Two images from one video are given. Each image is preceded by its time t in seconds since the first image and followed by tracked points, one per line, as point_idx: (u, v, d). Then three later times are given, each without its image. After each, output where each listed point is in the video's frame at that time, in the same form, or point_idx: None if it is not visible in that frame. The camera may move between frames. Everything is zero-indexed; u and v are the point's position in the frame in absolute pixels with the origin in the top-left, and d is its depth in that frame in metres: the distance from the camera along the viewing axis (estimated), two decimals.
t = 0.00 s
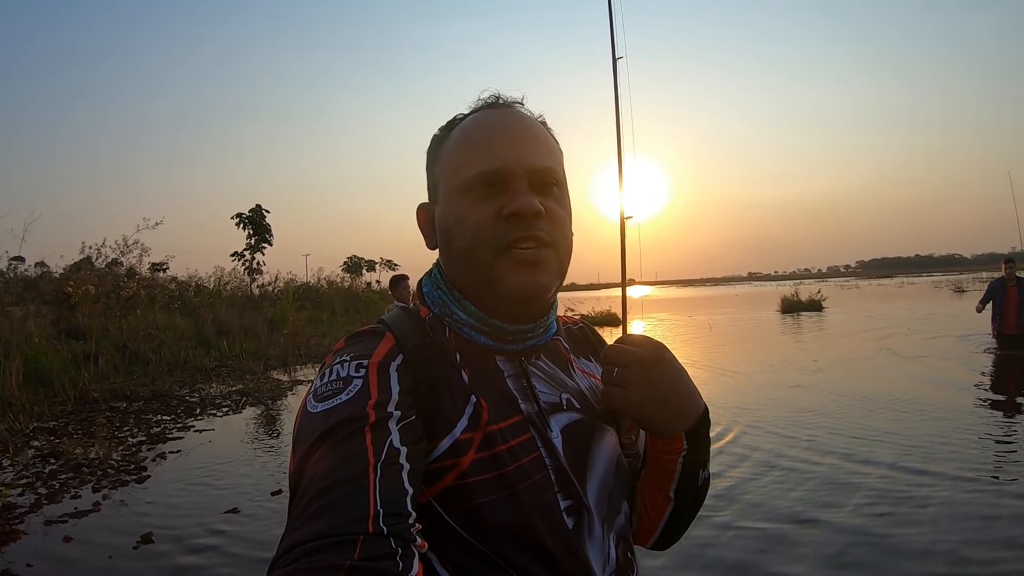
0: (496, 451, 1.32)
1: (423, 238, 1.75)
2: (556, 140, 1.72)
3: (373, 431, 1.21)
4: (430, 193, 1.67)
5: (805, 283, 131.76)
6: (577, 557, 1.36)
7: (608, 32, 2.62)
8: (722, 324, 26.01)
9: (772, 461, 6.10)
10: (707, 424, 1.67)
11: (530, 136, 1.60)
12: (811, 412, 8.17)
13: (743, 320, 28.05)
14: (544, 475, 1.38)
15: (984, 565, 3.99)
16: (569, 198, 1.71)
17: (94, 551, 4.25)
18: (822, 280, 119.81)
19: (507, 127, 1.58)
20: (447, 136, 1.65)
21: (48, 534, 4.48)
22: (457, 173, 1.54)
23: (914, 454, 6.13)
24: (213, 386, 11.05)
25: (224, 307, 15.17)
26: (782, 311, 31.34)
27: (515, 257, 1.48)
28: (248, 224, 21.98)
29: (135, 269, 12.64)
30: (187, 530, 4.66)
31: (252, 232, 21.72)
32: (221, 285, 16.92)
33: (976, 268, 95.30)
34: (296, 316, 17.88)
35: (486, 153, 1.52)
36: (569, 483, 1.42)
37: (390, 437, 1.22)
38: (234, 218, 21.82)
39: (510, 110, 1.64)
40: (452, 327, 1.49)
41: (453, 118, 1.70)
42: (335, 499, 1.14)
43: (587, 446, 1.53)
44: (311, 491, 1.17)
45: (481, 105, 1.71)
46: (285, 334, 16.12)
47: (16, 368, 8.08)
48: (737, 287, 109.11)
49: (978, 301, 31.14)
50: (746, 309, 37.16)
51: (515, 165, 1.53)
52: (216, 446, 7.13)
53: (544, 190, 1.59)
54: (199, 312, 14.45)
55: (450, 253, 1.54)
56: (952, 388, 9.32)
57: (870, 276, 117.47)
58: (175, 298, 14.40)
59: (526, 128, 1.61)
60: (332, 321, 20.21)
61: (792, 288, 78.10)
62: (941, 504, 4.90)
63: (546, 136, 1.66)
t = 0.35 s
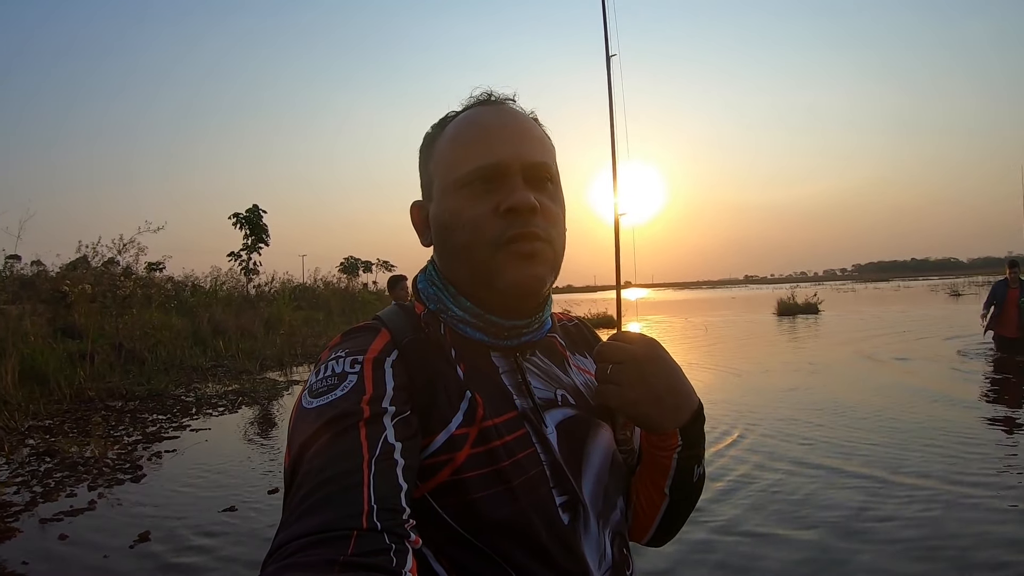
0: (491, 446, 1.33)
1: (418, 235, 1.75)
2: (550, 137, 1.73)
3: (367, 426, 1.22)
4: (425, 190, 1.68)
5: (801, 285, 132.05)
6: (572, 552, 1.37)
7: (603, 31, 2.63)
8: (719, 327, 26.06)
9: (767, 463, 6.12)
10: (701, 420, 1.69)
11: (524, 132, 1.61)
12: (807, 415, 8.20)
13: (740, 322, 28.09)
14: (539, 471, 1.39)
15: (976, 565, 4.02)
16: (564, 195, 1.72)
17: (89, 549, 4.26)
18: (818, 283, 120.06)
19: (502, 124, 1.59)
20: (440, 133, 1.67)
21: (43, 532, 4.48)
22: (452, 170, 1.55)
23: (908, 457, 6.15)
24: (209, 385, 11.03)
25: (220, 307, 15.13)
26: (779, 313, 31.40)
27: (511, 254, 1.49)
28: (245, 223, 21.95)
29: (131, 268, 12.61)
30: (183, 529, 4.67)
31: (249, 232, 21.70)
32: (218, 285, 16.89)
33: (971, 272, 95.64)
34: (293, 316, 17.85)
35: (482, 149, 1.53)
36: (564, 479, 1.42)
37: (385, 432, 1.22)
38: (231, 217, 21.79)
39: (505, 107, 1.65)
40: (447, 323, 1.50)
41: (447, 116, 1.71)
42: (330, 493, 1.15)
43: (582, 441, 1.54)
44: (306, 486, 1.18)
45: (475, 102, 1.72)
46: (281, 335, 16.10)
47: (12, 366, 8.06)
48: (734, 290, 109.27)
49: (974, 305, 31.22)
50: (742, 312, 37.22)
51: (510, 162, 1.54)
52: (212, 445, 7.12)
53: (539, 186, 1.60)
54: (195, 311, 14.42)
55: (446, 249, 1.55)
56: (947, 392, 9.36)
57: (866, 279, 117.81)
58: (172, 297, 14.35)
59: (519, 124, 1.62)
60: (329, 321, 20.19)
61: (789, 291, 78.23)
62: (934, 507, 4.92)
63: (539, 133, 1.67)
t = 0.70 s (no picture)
0: (489, 449, 1.33)
1: (415, 239, 1.76)
2: (546, 141, 1.74)
3: (364, 429, 1.22)
4: (422, 194, 1.68)
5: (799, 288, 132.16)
6: (571, 554, 1.37)
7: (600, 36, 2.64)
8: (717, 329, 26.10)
9: (764, 467, 6.14)
10: (699, 422, 1.68)
11: (520, 136, 1.61)
12: (804, 419, 8.22)
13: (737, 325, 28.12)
14: (538, 474, 1.39)
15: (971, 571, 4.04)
16: (561, 198, 1.73)
17: (86, 551, 4.25)
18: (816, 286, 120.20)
19: (498, 127, 1.59)
20: (437, 137, 1.67)
21: (41, 532, 4.48)
22: (449, 173, 1.55)
23: (904, 462, 6.18)
24: (207, 386, 11.02)
25: (218, 308, 15.10)
26: (776, 316, 31.45)
27: (508, 257, 1.49)
28: (243, 224, 21.93)
29: (129, 268, 12.58)
30: (180, 530, 4.67)
31: (247, 232, 21.68)
32: (216, 285, 16.87)
33: (969, 276, 95.86)
34: (291, 317, 17.83)
35: (478, 152, 1.54)
36: (562, 481, 1.43)
37: (383, 435, 1.22)
38: (229, 217, 21.77)
39: (501, 111, 1.65)
40: (445, 327, 1.50)
41: (444, 120, 1.72)
42: (328, 496, 1.14)
43: (580, 444, 1.54)
44: (303, 490, 1.18)
45: (472, 106, 1.73)
46: (279, 335, 16.08)
47: (9, 366, 8.04)
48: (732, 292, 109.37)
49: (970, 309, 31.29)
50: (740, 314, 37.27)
51: (506, 165, 1.54)
52: (209, 446, 7.12)
53: (535, 189, 1.60)
54: (193, 312, 14.39)
55: (442, 252, 1.55)
56: (945, 396, 9.37)
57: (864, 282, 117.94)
58: (170, 297, 14.32)
59: (515, 128, 1.62)
60: (326, 322, 20.18)
61: (787, 293, 78.33)
62: (929, 512, 4.95)
63: (536, 136, 1.67)
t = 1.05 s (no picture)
0: (491, 454, 1.32)
1: (418, 243, 1.74)
2: (550, 145, 1.72)
3: (367, 434, 1.21)
4: (425, 199, 1.67)
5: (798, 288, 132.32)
6: (572, 561, 1.36)
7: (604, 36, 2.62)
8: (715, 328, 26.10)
9: (761, 469, 6.15)
10: (702, 428, 1.68)
11: (524, 141, 1.60)
12: (802, 419, 8.23)
13: (735, 324, 28.13)
14: (540, 480, 1.37)
15: None
16: (564, 203, 1.71)
17: (83, 548, 4.24)
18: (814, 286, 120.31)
19: (501, 132, 1.58)
20: (441, 141, 1.66)
21: (37, 529, 4.47)
22: (452, 177, 1.54)
23: (902, 465, 6.18)
24: (204, 381, 11.00)
25: (216, 303, 15.07)
26: (774, 315, 31.47)
27: (510, 262, 1.48)
28: (241, 219, 21.89)
29: (127, 263, 12.55)
30: (178, 527, 4.66)
31: (245, 227, 21.65)
32: (213, 280, 16.85)
33: (966, 277, 96.03)
34: (288, 313, 17.81)
35: (481, 156, 1.53)
36: (565, 487, 1.42)
37: (385, 441, 1.21)
38: (228, 212, 21.73)
39: (505, 115, 1.64)
40: (447, 331, 1.49)
41: (447, 123, 1.70)
42: (330, 502, 1.13)
43: (583, 449, 1.53)
44: (305, 495, 1.17)
45: (476, 110, 1.71)
46: (277, 331, 16.06)
47: (6, 361, 8.01)
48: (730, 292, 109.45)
49: (968, 310, 31.33)
50: (738, 314, 37.29)
51: (509, 170, 1.53)
52: (206, 442, 7.10)
53: (538, 194, 1.59)
54: (191, 307, 14.35)
55: (445, 258, 1.54)
56: (944, 398, 9.37)
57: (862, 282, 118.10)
58: (167, 293, 14.29)
59: (519, 133, 1.61)
60: (324, 318, 20.16)
61: (785, 293, 78.40)
62: (927, 516, 4.96)
63: (540, 140, 1.66)
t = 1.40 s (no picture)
0: (488, 447, 1.32)
1: (417, 235, 1.74)
2: (550, 139, 1.72)
3: (364, 427, 1.21)
4: (425, 190, 1.67)
5: (794, 286, 132.47)
6: (568, 554, 1.37)
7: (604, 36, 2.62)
8: (711, 326, 26.12)
9: (757, 469, 6.17)
10: (698, 424, 1.68)
11: (524, 134, 1.60)
12: (797, 419, 8.26)
13: (731, 323, 28.19)
14: (536, 473, 1.38)
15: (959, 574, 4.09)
16: (563, 198, 1.71)
17: (78, 542, 4.24)
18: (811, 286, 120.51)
19: (502, 124, 1.58)
20: (442, 133, 1.66)
21: (33, 523, 4.47)
22: (452, 170, 1.54)
23: (896, 466, 6.21)
24: (200, 376, 10.99)
25: (212, 298, 15.04)
26: (771, 314, 31.52)
27: (509, 254, 1.48)
28: (238, 214, 21.86)
29: (123, 257, 12.52)
30: (174, 522, 4.66)
31: (242, 223, 21.61)
32: (210, 275, 16.82)
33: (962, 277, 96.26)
34: (285, 309, 17.78)
35: (481, 149, 1.53)
36: (561, 481, 1.42)
37: (381, 433, 1.21)
38: (225, 207, 21.70)
39: (506, 108, 1.64)
40: (445, 324, 1.49)
41: (448, 116, 1.70)
42: (328, 493, 1.14)
43: (579, 443, 1.54)
44: (303, 487, 1.17)
45: (477, 103, 1.71)
46: (273, 327, 16.05)
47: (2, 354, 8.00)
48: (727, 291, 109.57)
49: (965, 311, 31.41)
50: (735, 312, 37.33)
51: (509, 163, 1.53)
52: (202, 437, 7.10)
53: (538, 188, 1.59)
54: (187, 302, 14.32)
55: (443, 250, 1.54)
56: (938, 400, 9.42)
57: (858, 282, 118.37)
58: (164, 287, 14.26)
59: (520, 126, 1.61)
60: (321, 314, 20.14)
61: (782, 292, 78.52)
62: (920, 516, 4.99)
63: (540, 134, 1.66)
